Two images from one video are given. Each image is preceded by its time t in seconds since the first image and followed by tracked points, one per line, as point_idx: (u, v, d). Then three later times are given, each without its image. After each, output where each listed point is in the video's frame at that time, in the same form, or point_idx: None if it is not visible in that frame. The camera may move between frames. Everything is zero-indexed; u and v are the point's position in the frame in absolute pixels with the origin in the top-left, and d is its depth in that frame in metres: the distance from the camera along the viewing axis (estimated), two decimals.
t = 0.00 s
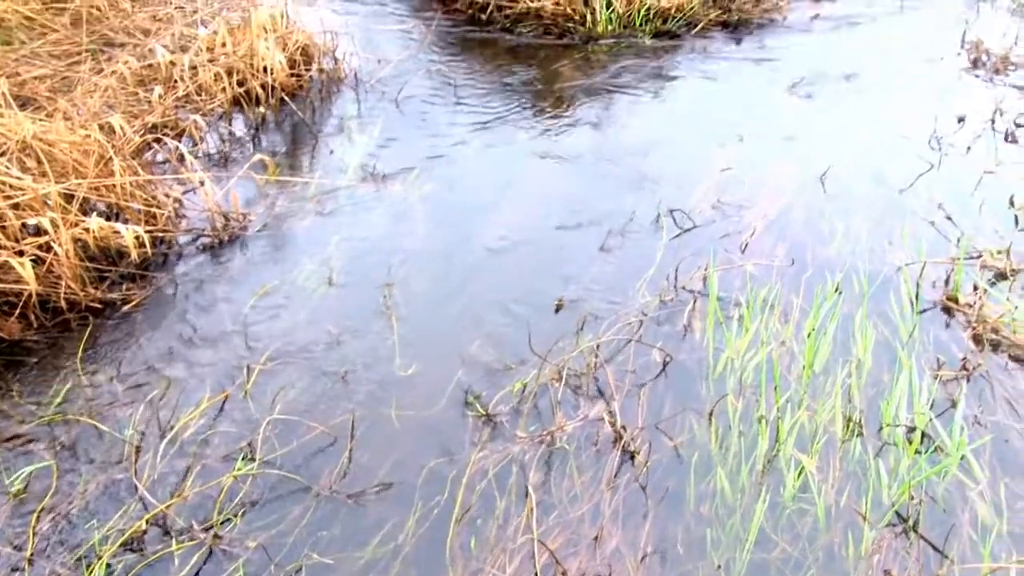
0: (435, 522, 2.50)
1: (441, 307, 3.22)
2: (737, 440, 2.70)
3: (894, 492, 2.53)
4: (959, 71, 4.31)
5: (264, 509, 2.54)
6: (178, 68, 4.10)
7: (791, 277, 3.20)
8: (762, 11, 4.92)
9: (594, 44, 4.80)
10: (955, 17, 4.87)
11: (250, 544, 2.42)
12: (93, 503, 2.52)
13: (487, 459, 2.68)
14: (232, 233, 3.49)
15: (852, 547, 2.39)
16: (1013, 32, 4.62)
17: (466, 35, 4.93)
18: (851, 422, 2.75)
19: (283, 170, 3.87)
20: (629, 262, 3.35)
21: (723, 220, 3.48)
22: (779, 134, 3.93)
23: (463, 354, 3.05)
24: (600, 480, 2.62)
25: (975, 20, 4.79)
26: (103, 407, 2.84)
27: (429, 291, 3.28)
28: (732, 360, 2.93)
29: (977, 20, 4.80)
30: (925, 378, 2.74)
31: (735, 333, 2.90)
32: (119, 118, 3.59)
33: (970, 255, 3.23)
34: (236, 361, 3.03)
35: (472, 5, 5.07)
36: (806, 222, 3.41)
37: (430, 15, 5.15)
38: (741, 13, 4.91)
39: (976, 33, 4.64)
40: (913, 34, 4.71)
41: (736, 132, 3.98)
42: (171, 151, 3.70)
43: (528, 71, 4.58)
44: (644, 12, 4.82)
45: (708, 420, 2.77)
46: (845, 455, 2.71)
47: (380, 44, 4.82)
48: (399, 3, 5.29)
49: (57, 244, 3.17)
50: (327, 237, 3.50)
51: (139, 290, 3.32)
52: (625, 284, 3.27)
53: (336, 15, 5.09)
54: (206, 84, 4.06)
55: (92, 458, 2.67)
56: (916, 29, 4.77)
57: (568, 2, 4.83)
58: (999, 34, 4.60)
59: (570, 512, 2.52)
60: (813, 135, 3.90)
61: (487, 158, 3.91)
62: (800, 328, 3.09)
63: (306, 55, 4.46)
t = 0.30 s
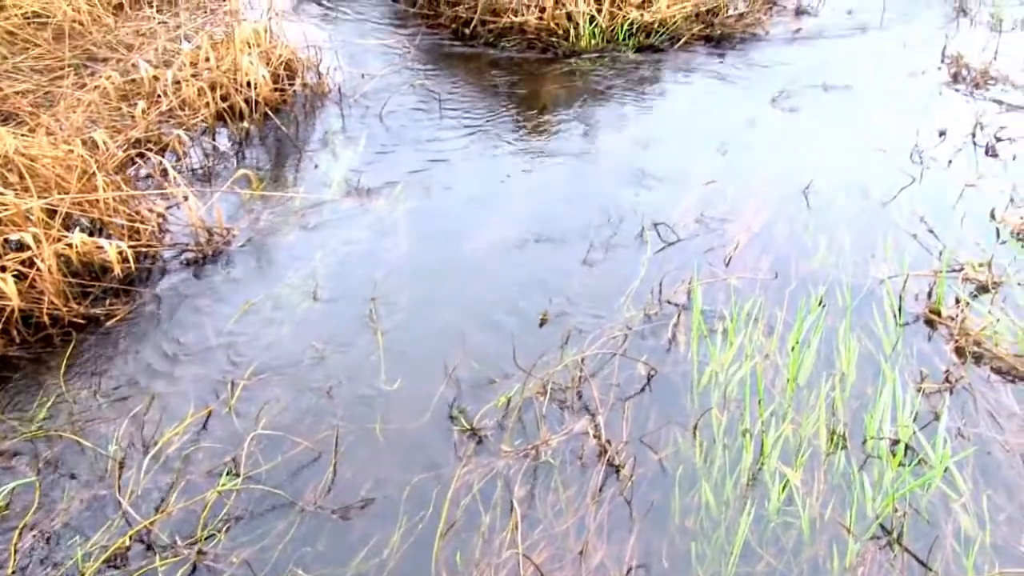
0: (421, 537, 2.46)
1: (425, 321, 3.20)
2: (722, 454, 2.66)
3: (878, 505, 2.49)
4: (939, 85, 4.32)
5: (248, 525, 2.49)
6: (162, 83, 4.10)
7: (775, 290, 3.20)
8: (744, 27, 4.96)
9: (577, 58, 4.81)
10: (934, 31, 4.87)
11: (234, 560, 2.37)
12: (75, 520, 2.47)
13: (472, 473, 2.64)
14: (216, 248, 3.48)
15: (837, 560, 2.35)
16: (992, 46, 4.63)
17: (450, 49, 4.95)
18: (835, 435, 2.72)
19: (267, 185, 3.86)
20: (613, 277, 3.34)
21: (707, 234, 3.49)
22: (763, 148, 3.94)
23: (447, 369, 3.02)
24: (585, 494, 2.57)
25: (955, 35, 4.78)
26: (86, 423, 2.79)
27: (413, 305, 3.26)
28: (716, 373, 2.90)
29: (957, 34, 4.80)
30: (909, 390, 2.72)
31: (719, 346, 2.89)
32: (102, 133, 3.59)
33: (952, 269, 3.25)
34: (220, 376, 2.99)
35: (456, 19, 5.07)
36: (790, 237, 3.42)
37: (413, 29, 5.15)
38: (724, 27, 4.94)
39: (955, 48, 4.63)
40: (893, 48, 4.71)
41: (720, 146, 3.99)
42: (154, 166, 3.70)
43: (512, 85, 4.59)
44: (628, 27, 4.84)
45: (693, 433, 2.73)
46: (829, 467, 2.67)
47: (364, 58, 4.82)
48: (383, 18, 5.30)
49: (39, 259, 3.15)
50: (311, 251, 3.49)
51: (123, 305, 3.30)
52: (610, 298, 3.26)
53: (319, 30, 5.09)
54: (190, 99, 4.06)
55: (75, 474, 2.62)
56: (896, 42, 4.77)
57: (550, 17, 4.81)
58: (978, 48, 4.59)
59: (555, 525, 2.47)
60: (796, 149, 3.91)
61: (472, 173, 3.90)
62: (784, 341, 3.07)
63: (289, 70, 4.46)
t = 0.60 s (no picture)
0: (407, 547, 2.43)
1: (411, 330, 3.19)
2: (708, 463, 2.65)
3: (865, 514, 2.47)
4: (923, 96, 4.34)
5: (233, 536, 2.46)
6: (147, 91, 4.09)
7: (761, 300, 3.20)
8: (730, 36, 4.99)
9: (564, 67, 4.81)
10: (918, 43, 4.89)
11: (218, 571, 2.34)
12: (58, 531, 2.44)
13: (459, 483, 2.62)
14: (202, 257, 3.47)
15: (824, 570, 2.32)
16: (975, 58, 4.65)
17: (437, 58, 4.96)
18: (822, 445, 2.70)
19: (253, 193, 3.85)
20: (600, 286, 3.34)
21: (693, 243, 3.49)
22: (749, 158, 3.95)
23: (434, 379, 3.01)
24: (572, 504, 2.55)
25: (937, 47, 4.79)
26: (69, 433, 2.76)
27: (399, 315, 3.25)
28: (702, 382, 2.89)
29: (940, 45, 4.82)
30: (895, 400, 2.72)
31: (706, 355, 2.88)
32: (87, 141, 3.58)
33: (937, 278, 3.26)
34: (205, 385, 2.96)
35: (443, 28, 5.09)
36: (776, 246, 3.43)
37: (400, 38, 5.17)
38: (710, 37, 4.96)
39: (938, 59, 4.65)
40: (878, 59, 4.73)
41: (706, 155, 4.01)
42: (140, 174, 3.69)
43: (499, 94, 4.60)
44: (614, 36, 4.84)
45: (679, 443, 2.72)
46: (815, 477, 2.65)
47: (351, 67, 4.82)
48: (370, 27, 5.30)
49: (23, 267, 3.12)
50: (297, 260, 3.47)
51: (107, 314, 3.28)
52: (597, 308, 3.25)
53: (306, 39, 5.08)
54: (176, 107, 4.05)
55: (59, 484, 2.58)
56: (880, 53, 4.79)
57: (537, 26, 4.80)
58: (961, 59, 4.61)
59: (542, 535, 2.46)
60: (782, 159, 3.93)
61: (459, 181, 3.90)
62: (770, 350, 3.07)
63: (276, 78, 4.45)
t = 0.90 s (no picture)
0: (395, 558, 2.41)
1: (399, 340, 3.18)
2: (697, 474, 2.63)
3: (854, 526, 2.45)
4: (911, 107, 4.35)
5: (220, 546, 2.43)
6: (136, 98, 4.08)
7: (750, 310, 3.20)
8: (719, 46, 5.01)
9: (554, 76, 4.83)
10: (905, 53, 4.90)
11: None
12: (43, 542, 2.41)
13: (447, 493, 2.60)
14: (190, 265, 3.45)
15: None
16: (962, 68, 4.66)
17: (428, 66, 4.96)
18: (811, 455, 2.68)
19: (242, 201, 3.83)
20: (589, 296, 3.33)
21: (682, 253, 3.49)
22: (738, 167, 3.96)
23: (422, 388, 2.99)
24: (560, 514, 2.53)
25: (925, 58, 4.80)
26: (55, 442, 2.73)
27: (387, 324, 3.23)
28: (691, 393, 2.88)
29: (928, 56, 4.83)
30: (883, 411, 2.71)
31: (695, 365, 2.87)
32: (75, 149, 3.56)
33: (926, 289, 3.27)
34: (193, 394, 2.94)
35: (433, 36, 5.09)
36: (765, 256, 3.43)
37: (390, 46, 5.17)
38: (699, 47, 4.97)
39: (926, 69, 4.66)
40: (866, 69, 4.74)
41: (695, 164, 4.01)
42: (127, 182, 3.67)
43: (489, 103, 4.59)
44: (603, 45, 4.85)
45: (668, 453, 2.71)
46: (804, 488, 2.63)
47: (341, 74, 4.81)
48: (360, 35, 5.30)
49: (9, 275, 3.10)
50: (286, 268, 3.46)
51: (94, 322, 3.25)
52: (586, 317, 3.24)
53: (295, 46, 5.08)
54: (164, 115, 4.03)
55: (44, 494, 2.56)
56: (868, 64, 4.80)
57: (527, 35, 4.82)
58: (948, 69, 4.63)
59: (531, 546, 2.43)
60: (771, 169, 3.93)
61: (449, 190, 3.90)
62: (759, 360, 3.06)
63: (265, 86, 4.44)
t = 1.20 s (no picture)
0: (386, 562, 2.39)
1: (391, 343, 3.17)
2: (689, 480, 2.62)
3: (845, 532, 2.44)
4: (904, 113, 4.35)
5: (209, 550, 2.42)
6: (128, 99, 4.07)
7: (743, 315, 3.20)
8: (713, 50, 5.01)
9: (547, 80, 4.83)
10: (898, 59, 4.90)
11: None
12: (31, 545, 2.39)
13: (438, 498, 2.59)
14: (181, 266, 3.44)
15: None
16: (955, 74, 4.67)
17: (422, 69, 4.95)
18: (802, 462, 2.68)
19: (234, 203, 3.82)
20: (582, 301, 3.32)
21: (675, 258, 3.49)
22: (731, 172, 3.96)
23: (413, 392, 2.98)
24: (551, 519, 2.52)
25: (918, 64, 4.80)
26: (45, 445, 2.72)
27: (379, 328, 3.22)
28: (683, 398, 2.88)
29: (921, 62, 4.83)
30: (875, 417, 2.71)
31: (687, 371, 2.87)
32: (66, 150, 3.55)
33: (918, 296, 3.27)
34: (184, 397, 2.93)
35: (426, 39, 5.10)
36: (757, 261, 3.43)
37: (383, 49, 5.16)
38: (693, 51, 4.97)
39: (920, 75, 4.66)
40: (860, 74, 4.75)
41: (687, 169, 4.01)
42: (119, 183, 3.66)
43: (483, 106, 4.59)
44: (597, 49, 4.84)
45: (660, 459, 2.70)
46: (796, 494, 2.62)
47: (334, 77, 4.80)
48: (353, 37, 5.30)
49: None
50: (277, 271, 3.45)
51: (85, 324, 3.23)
52: (578, 322, 3.23)
53: (288, 48, 5.07)
54: (156, 116, 4.02)
55: (33, 496, 2.54)
56: (862, 69, 4.80)
57: (520, 39, 4.81)
58: (942, 75, 4.63)
59: (522, 551, 2.42)
60: (765, 174, 3.93)
61: (442, 193, 3.89)
62: (752, 366, 3.05)
63: (258, 88, 4.44)
